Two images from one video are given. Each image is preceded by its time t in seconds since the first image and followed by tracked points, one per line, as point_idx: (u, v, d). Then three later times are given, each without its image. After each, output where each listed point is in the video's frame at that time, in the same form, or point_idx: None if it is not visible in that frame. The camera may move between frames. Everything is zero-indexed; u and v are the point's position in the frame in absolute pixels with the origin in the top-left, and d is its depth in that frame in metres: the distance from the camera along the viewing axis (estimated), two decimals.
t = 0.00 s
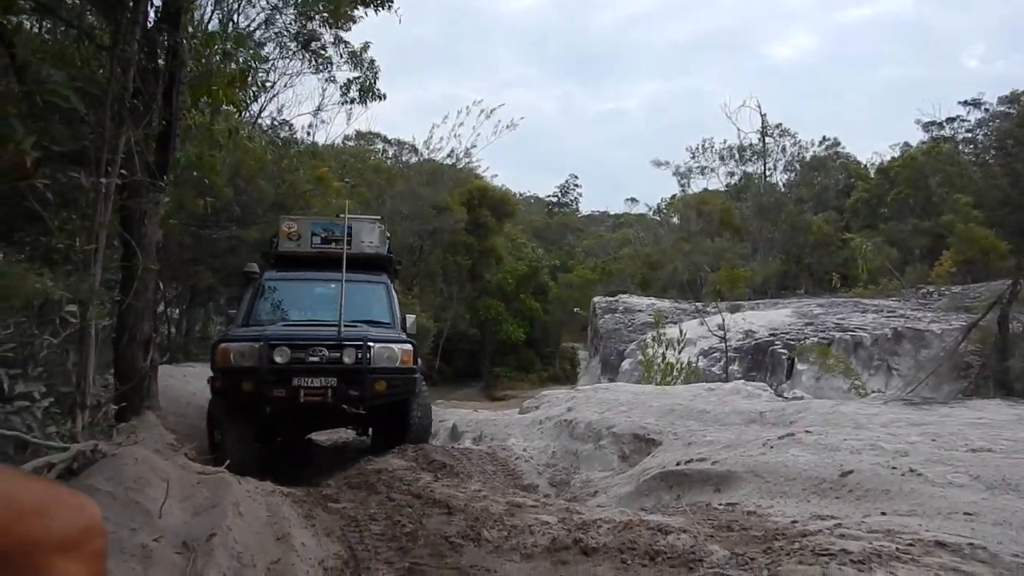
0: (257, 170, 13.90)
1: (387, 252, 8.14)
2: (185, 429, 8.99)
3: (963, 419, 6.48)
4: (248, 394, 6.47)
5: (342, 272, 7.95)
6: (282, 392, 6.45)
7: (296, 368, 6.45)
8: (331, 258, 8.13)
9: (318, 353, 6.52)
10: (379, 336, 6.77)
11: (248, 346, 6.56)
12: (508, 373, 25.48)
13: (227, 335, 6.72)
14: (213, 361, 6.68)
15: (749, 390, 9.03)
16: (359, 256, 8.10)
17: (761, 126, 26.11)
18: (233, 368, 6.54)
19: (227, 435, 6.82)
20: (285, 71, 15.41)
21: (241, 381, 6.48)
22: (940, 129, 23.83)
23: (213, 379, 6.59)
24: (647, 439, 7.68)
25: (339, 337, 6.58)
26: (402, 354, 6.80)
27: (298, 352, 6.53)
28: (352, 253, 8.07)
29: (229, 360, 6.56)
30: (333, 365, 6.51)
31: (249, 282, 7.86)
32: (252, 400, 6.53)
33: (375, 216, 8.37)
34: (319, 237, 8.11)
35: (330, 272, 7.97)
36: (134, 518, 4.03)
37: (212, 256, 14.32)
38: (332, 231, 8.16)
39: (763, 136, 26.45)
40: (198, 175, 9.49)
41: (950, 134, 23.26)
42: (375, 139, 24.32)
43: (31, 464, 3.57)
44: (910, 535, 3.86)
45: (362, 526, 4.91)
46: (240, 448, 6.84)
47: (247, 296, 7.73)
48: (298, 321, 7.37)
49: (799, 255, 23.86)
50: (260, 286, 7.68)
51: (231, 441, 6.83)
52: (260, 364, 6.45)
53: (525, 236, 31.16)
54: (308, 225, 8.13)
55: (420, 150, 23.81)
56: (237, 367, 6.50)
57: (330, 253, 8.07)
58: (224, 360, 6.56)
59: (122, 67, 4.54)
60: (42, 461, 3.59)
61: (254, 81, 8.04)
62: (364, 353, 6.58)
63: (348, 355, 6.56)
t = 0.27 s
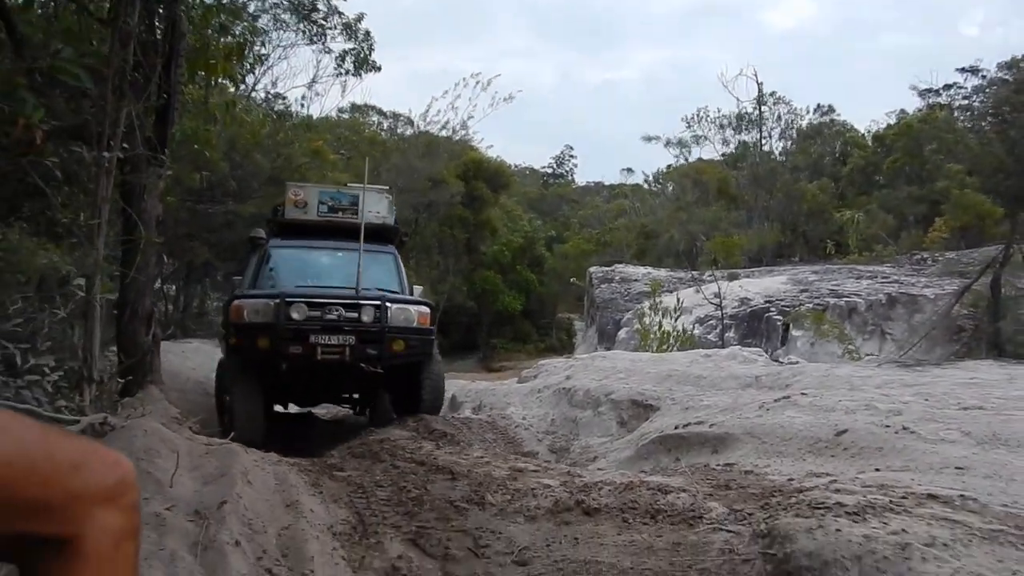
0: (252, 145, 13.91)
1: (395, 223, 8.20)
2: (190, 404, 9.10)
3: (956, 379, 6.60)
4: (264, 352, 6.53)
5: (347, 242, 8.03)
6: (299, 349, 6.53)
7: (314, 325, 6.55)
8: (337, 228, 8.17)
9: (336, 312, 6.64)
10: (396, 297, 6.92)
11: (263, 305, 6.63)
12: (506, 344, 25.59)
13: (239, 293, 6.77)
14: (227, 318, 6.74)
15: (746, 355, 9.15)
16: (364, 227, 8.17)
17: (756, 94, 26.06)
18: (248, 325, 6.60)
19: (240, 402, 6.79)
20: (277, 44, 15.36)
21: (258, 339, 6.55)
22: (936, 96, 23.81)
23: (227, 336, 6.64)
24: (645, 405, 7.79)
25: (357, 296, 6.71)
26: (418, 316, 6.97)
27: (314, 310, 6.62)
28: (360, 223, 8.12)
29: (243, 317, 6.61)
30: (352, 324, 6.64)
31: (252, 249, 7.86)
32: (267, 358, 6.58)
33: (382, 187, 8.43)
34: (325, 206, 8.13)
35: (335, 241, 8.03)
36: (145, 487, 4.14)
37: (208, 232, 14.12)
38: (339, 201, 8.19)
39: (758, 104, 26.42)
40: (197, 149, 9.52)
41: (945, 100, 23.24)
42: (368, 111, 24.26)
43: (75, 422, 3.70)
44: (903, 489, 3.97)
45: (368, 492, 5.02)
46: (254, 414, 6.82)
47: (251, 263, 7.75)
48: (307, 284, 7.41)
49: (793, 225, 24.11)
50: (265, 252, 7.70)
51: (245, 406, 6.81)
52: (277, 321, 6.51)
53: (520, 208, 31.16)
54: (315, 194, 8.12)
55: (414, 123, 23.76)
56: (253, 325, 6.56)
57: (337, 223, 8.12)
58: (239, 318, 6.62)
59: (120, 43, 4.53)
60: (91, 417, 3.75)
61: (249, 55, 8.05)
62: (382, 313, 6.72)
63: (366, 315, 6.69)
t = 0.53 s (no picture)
0: (223, 112, 13.77)
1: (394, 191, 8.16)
2: (167, 374, 9.08)
3: (925, 336, 6.71)
4: (262, 291, 6.41)
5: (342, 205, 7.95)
6: (301, 292, 6.41)
7: (318, 269, 6.45)
8: (333, 191, 8.09)
9: (340, 258, 6.57)
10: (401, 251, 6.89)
11: (264, 246, 6.51)
12: (484, 310, 25.63)
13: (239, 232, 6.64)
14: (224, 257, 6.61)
15: (720, 317, 9.25)
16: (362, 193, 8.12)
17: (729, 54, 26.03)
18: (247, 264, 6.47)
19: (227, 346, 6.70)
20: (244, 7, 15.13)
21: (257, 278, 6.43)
22: (905, 53, 23.89)
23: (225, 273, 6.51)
24: (622, 368, 7.86)
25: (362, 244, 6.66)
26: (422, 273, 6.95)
27: (318, 255, 6.54)
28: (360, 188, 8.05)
29: (242, 255, 6.49)
30: (356, 271, 6.56)
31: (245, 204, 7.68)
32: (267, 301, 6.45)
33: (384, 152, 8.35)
34: (326, 168, 7.98)
35: (329, 204, 7.94)
36: (122, 457, 4.16)
37: (178, 198, 14.14)
38: (339, 163, 8.05)
39: (731, 64, 26.39)
40: (169, 117, 9.41)
41: (916, 58, 23.31)
42: (340, 76, 24.01)
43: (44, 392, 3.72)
44: (872, 446, 4.06)
45: (348, 458, 5.04)
46: (241, 358, 6.73)
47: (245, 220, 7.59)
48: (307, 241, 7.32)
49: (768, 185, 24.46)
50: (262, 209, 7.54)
51: (233, 349, 6.71)
52: (282, 263, 6.40)
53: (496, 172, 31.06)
54: (316, 154, 7.97)
55: (387, 87, 23.54)
56: (253, 263, 6.44)
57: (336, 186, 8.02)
58: (238, 255, 6.50)
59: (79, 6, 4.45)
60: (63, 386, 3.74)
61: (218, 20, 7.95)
62: (388, 264, 6.67)
63: (372, 264, 6.64)
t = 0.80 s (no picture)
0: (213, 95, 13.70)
1: (414, 178, 8.07)
2: (161, 358, 9.07)
3: (918, 312, 6.73)
4: (279, 250, 6.38)
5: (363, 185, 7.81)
6: (318, 254, 6.37)
7: (338, 233, 6.43)
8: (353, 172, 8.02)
9: (361, 226, 6.55)
10: (423, 226, 6.85)
11: (286, 207, 6.51)
12: (477, 291, 25.59)
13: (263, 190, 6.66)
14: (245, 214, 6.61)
15: (714, 295, 9.26)
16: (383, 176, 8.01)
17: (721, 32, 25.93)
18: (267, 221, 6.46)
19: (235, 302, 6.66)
20: None
21: (276, 237, 6.40)
22: (897, 29, 23.82)
23: (243, 228, 6.49)
24: (616, 347, 7.86)
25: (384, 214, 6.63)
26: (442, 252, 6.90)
27: (339, 221, 6.52)
28: (380, 172, 8.00)
29: (263, 213, 6.49)
30: (377, 241, 6.52)
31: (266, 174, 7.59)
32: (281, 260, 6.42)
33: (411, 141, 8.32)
34: (347, 147, 8.03)
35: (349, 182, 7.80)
36: (117, 439, 4.16)
37: (168, 180, 14.12)
38: (362, 145, 8.08)
39: (723, 42, 26.29)
40: (160, 99, 9.36)
41: (909, 35, 23.24)
42: (330, 57, 23.87)
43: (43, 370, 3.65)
44: (866, 421, 4.07)
45: (342, 439, 5.04)
46: (248, 316, 6.68)
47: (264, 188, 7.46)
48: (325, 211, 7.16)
49: (760, 163, 24.39)
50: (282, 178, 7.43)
51: (240, 306, 6.67)
52: (302, 223, 6.40)
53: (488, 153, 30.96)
54: (341, 133, 8.03)
55: (377, 68, 23.42)
56: (274, 221, 6.43)
57: (355, 165, 8.00)
58: (259, 212, 6.49)
59: None
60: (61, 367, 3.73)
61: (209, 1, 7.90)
62: (409, 237, 6.63)
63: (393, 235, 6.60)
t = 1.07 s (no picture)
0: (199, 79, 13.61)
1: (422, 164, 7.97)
2: (149, 344, 9.02)
3: (907, 293, 6.77)
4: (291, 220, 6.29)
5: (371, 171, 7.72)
6: (331, 226, 6.29)
7: (352, 206, 6.34)
8: (360, 157, 7.93)
9: (375, 201, 6.47)
10: (436, 206, 6.80)
11: (300, 177, 6.41)
12: (465, 277, 25.52)
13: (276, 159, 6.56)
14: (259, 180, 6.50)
15: (703, 279, 9.28)
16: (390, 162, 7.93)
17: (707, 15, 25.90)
18: (280, 190, 6.36)
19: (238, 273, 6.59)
20: None
21: (288, 207, 6.32)
22: (882, 12, 23.86)
23: (255, 195, 6.39)
24: (607, 331, 7.88)
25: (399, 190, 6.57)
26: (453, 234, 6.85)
27: (353, 194, 6.44)
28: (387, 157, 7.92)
29: (277, 181, 6.39)
30: (391, 216, 6.45)
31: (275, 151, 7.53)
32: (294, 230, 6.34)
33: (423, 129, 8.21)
34: (356, 131, 7.92)
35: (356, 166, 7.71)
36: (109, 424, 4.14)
37: (153, 165, 14.02)
38: (371, 130, 7.98)
39: (710, 26, 26.26)
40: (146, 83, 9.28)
41: (895, 17, 23.28)
42: (316, 42, 23.73)
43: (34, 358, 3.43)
44: (858, 401, 4.10)
45: (336, 424, 5.03)
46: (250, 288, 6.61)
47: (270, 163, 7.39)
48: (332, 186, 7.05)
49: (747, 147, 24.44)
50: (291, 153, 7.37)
51: (244, 278, 6.61)
52: (318, 194, 6.31)
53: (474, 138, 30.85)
54: (351, 117, 7.92)
55: (363, 52, 23.29)
56: (288, 191, 6.34)
57: (363, 150, 7.90)
58: (273, 180, 6.40)
59: None
60: (50, 353, 3.72)
61: None
62: (423, 215, 6.57)
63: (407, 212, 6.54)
